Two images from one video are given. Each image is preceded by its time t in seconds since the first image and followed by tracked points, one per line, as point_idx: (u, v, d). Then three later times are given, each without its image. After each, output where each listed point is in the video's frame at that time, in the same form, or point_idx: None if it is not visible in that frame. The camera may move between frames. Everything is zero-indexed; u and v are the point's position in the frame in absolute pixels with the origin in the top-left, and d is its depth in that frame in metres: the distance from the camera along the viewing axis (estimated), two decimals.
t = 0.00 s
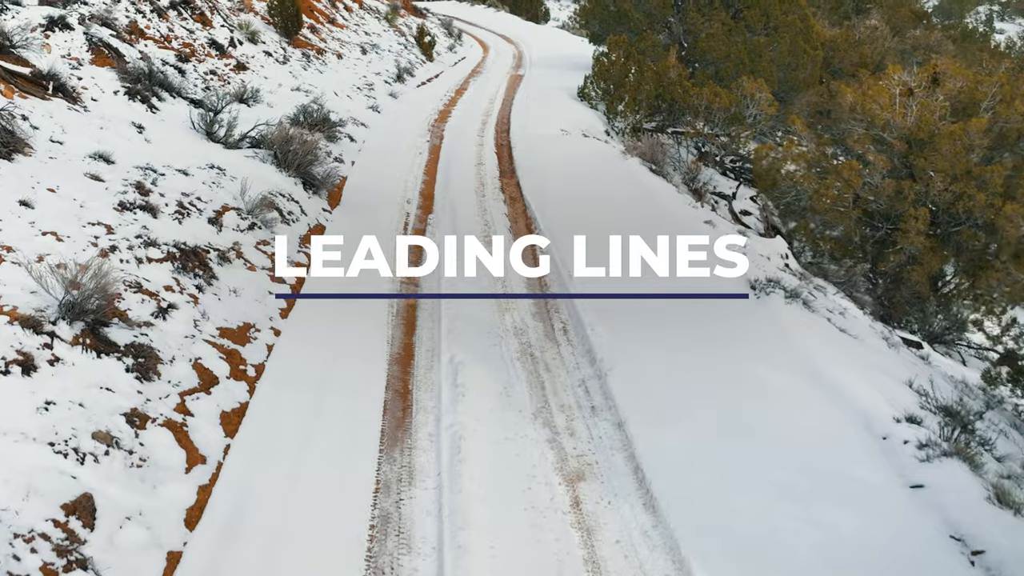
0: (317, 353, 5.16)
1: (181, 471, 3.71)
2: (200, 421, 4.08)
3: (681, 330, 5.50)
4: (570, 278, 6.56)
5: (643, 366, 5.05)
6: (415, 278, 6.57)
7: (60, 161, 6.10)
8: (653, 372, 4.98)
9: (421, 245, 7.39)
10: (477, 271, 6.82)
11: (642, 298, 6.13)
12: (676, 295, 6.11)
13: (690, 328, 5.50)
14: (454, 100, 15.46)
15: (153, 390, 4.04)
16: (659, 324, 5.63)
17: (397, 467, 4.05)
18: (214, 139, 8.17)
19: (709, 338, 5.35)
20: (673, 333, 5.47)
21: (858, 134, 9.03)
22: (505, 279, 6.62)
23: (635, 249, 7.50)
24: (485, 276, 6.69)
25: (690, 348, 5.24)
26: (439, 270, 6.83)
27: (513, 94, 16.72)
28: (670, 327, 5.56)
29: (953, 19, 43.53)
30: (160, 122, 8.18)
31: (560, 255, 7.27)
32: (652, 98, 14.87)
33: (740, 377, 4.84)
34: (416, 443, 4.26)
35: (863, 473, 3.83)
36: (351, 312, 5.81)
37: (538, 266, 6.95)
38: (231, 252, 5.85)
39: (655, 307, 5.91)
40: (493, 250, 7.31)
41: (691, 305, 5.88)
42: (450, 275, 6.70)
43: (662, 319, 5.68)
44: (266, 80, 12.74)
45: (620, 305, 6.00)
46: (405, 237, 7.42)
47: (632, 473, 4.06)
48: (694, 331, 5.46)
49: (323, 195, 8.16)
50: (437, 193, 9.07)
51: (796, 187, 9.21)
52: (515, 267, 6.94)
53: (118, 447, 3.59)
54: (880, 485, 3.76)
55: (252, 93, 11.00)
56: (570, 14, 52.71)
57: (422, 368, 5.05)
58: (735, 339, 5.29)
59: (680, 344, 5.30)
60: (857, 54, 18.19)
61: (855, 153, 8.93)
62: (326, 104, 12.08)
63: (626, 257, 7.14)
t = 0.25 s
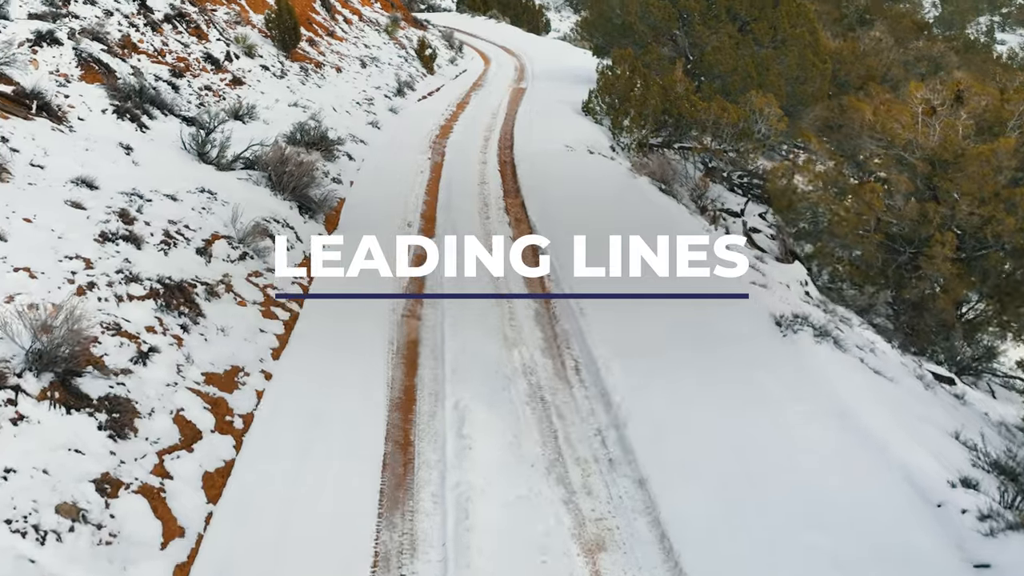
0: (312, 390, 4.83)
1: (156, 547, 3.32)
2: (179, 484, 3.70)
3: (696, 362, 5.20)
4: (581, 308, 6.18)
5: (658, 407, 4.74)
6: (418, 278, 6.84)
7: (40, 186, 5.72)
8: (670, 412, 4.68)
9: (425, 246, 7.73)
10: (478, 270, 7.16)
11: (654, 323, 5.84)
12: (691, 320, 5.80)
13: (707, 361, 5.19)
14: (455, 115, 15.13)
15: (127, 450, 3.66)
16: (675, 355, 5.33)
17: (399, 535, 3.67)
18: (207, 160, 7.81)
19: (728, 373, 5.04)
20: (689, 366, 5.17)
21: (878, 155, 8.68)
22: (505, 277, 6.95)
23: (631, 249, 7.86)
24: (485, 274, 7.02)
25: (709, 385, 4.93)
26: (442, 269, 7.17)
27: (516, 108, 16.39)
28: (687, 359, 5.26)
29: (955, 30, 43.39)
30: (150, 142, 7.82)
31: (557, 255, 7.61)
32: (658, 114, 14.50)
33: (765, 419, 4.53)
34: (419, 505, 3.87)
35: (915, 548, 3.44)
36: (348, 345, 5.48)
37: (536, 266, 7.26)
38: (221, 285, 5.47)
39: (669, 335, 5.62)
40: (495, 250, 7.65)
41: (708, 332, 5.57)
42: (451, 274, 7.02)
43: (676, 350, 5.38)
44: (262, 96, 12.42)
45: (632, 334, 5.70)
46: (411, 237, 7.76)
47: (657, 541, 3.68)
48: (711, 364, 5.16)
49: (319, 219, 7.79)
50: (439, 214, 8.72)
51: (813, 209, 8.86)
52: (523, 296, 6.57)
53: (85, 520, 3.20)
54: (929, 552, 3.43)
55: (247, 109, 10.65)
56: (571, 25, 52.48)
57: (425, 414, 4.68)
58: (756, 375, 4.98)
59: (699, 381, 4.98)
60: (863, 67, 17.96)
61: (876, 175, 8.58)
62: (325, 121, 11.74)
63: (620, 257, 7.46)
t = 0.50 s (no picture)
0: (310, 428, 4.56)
1: None
2: (155, 560, 3.30)
3: (710, 385, 5.13)
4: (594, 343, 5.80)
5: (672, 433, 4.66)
6: (422, 279, 7.10)
7: (16, 212, 5.31)
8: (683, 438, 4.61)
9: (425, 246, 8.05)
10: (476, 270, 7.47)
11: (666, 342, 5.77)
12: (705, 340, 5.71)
13: (720, 384, 5.12)
14: (457, 129, 14.80)
15: (95, 525, 3.24)
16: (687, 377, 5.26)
17: None
18: (197, 183, 7.44)
19: (743, 397, 4.96)
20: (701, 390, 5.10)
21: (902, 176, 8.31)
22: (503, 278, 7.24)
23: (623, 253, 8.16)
24: (484, 274, 7.33)
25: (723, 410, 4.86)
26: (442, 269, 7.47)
27: (518, 122, 16.05)
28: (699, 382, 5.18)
29: (957, 41, 43.23)
30: (138, 164, 7.45)
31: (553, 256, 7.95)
32: (665, 129, 14.12)
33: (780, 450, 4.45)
34: None
35: None
36: (350, 379, 5.16)
37: (535, 266, 7.60)
38: (207, 323, 5.07)
39: (679, 355, 5.56)
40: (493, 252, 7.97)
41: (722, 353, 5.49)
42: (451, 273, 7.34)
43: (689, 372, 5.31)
44: (259, 112, 12.07)
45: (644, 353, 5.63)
46: (412, 238, 8.08)
47: None
48: (725, 387, 5.09)
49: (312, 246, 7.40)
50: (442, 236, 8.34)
51: (832, 232, 8.49)
52: (531, 328, 6.20)
53: None
54: None
55: (242, 126, 10.28)
56: (572, 35, 52.24)
57: (428, 469, 4.29)
58: (771, 401, 4.90)
59: (705, 400, 4.97)
60: (870, 79, 17.69)
61: (898, 197, 8.23)
62: (323, 138, 11.39)
63: (614, 259, 7.82)
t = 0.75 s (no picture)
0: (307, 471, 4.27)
1: None
2: None
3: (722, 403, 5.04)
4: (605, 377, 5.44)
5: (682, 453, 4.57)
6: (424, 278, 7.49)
7: None
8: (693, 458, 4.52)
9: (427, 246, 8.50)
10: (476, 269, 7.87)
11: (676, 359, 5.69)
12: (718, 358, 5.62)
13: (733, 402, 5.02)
14: (459, 145, 14.44)
15: None
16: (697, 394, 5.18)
17: None
18: (188, 206, 7.05)
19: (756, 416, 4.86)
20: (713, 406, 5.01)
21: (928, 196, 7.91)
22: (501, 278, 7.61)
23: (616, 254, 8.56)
24: (483, 273, 7.73)
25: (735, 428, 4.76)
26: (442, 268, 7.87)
27: (522, 137, 15.69)
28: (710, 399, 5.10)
29: (960, 52, 43.04)
30: (126, 186, 7.06)
31: (548, 256, 8.37)
32: (673, 145, 13.74)
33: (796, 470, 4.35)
34: None
35: None
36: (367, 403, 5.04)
37: (534, 267, 7.98)
38: (192, 366, 4.68)
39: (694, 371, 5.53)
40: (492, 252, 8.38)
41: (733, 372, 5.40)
42: (453, 273, 7.71)
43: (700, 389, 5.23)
44: (256, 127, 11.72)
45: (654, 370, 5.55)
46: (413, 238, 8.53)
47: None
48: (737, 404, 4.99)
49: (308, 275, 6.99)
50: (446, 262, 7.95)
51: (854, 256, 8.10)
52: (541, 365, 5.83)
53: None
54: None
55: (237, 143, 9.91)
56: (573, 46, 52.01)
57: (436, 537, 3.88)
58: (789, 418, 4.83)
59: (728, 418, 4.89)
60: (878, 92, 17.37)
61: (922, 219, 7.85)
62: (321, 155, 11.02)
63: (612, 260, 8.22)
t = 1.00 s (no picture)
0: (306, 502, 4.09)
1: None
2: None
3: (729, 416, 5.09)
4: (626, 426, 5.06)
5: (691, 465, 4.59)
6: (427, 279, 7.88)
7: None
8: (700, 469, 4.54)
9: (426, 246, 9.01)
10: (474, 269, 8.30)
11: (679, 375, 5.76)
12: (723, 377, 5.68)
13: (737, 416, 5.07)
14: (460, 161, 14.06)
15: None
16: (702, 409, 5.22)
17: None
18: (177, 232, 6.64)
19: (759, 426, 4.92)
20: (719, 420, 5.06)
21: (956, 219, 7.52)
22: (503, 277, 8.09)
23: (608, 259, 8.89)
24: (482, 273, 8.14)
25: (739, 436, 4.82)
26: (443, 268, 8.33)
27: (525, 151, 15.30)
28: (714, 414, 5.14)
29: (962, 63, 42.84)
30: (111, 209, 6.66)
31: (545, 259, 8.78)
32: (682, 161, 13.33)
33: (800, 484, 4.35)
34: None
35: None
36: (365, 426, 4.96)
37: (533, 268, 8.39)
38: (174, 416, 4.26)
39: (694, 375, 5.74)
40: (490, 254, 8.81)
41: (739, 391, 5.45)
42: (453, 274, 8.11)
43: (705, 405, 5.27)
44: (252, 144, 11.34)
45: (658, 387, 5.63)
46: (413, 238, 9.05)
47: None
48: (741, 413, 5.10)
49: (309, 306, 6.47)
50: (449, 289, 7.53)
51: (880, 282, 7.69)
52: (552, 408, 5.41)
53: None
54: None
55: (231, 162, 9.54)
56: (574, 57, 51.74)
57: None
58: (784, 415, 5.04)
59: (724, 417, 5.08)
60: (887, 104, 17.05)
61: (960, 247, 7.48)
62: (319, 174, 10.63)
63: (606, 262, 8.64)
